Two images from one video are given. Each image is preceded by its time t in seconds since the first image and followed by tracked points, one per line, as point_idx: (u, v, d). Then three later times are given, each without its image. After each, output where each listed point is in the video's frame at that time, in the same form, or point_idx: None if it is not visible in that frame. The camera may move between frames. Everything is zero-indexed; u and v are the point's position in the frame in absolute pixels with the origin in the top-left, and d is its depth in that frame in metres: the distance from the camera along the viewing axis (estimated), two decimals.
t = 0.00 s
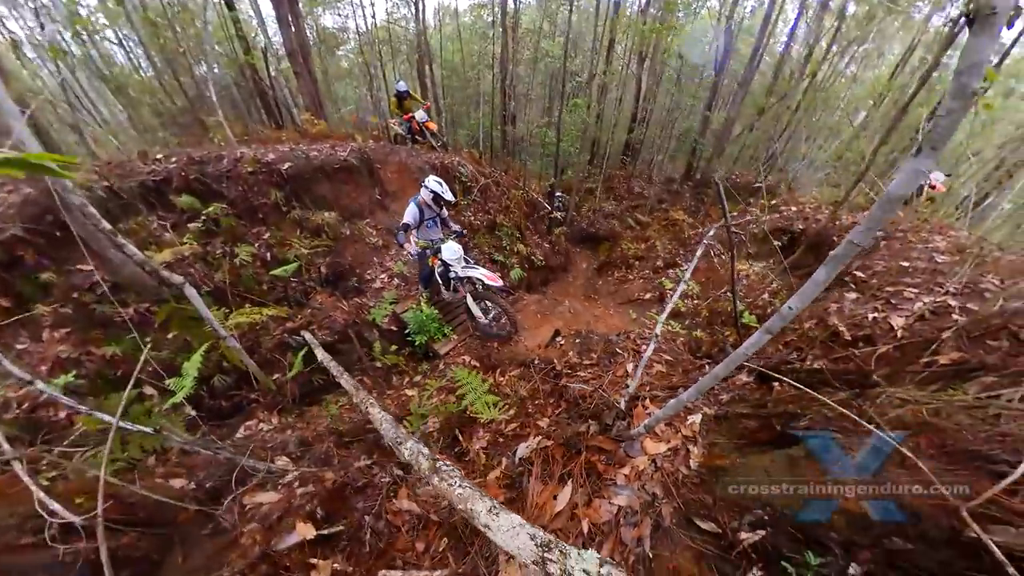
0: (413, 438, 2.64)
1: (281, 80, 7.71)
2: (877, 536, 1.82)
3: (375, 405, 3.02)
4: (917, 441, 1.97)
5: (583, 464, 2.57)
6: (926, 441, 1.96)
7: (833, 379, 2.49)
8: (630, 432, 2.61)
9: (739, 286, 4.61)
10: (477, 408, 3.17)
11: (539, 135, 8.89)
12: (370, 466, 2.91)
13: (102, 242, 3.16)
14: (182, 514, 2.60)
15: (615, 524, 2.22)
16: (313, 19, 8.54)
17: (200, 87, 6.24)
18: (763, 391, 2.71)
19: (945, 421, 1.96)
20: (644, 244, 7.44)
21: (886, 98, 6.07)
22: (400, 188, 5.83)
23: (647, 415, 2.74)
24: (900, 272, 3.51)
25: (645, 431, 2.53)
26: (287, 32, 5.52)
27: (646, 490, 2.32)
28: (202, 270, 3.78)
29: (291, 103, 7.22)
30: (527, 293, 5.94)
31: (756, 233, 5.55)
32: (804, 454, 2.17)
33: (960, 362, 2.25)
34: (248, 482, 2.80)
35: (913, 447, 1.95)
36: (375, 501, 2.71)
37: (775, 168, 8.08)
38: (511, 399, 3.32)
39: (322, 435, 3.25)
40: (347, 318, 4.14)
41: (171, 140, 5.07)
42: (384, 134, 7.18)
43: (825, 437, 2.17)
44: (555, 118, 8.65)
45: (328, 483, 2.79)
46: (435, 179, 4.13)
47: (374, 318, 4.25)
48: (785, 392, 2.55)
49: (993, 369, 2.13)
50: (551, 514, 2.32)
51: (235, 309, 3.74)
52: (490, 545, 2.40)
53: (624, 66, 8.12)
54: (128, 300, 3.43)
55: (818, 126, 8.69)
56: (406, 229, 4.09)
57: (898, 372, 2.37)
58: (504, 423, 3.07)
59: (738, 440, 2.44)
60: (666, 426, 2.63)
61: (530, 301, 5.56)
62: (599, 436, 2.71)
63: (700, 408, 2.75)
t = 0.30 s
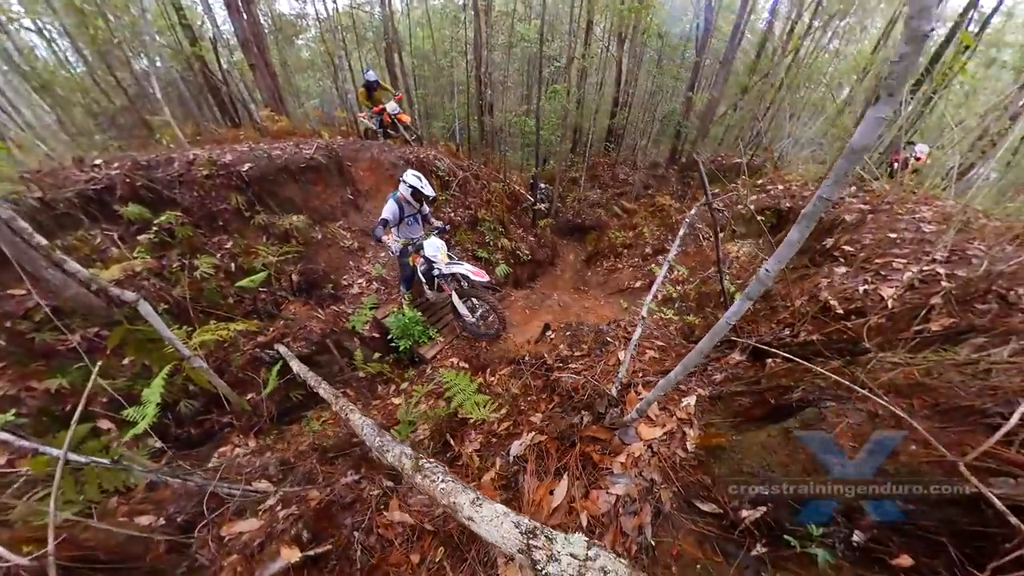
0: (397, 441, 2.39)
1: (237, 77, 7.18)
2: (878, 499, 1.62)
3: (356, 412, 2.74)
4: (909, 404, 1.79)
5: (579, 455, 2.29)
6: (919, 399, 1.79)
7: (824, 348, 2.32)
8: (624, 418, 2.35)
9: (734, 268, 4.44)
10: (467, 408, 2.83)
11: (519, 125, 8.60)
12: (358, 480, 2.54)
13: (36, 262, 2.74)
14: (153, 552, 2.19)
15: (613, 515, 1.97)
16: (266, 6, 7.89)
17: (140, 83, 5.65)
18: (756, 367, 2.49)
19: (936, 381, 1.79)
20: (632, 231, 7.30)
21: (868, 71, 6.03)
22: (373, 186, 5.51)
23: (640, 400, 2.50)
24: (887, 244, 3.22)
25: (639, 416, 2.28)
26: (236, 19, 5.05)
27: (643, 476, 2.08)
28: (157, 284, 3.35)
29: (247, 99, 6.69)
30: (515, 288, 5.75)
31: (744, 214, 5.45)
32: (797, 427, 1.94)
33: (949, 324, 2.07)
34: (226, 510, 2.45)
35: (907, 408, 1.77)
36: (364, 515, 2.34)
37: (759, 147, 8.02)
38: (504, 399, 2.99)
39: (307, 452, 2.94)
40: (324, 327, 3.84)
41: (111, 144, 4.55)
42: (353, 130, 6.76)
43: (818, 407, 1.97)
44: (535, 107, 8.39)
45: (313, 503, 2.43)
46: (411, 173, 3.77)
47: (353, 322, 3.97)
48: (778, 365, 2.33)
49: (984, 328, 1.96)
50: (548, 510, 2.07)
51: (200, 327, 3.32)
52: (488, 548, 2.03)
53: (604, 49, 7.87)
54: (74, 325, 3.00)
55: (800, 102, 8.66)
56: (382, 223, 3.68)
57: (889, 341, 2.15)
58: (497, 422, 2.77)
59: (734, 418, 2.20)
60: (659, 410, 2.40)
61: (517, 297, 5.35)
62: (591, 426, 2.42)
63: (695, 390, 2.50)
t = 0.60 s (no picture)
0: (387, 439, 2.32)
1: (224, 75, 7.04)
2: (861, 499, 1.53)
3: (348, 412, 2.67)
4: (893, 402, 1.68)
5: (569, 454, 2.23)
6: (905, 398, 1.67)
7: (814, 346, 2.23)
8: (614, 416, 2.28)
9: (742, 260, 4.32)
10: (460, 408, 2.78)
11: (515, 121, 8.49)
12: (352, 482, 2.47)
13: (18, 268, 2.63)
14: (147, 558, 2.06)
15: (601, 514, 1.91)
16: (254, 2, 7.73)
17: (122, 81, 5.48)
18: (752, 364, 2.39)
19: (924, 378, 1.68)
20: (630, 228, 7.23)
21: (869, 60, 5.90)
22: (366, 186, 5.44)
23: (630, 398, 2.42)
24: (887, 239, 3.13)
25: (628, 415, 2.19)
26: (222, 15, 4.93)
27: (632, 475, 2.00)
28: (146, 289, 3.26)
29: (235, 96, 6.55)
30: (513, 287, 5.68)
31: (742, 209, 5.37)
32: (787, 425, 1.83)
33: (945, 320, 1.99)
34: (221, 514, 2.35)
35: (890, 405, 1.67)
36: (359, 516, 2.27)
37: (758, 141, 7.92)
38: (497, 398, 2.97)
39: (301, 454, 2.81)
40: (318, 330, 3.72)
41: (95, 145, 4.43)
42: (345, 128, 6.66)
43: (805, 405, 1.86)
44: (531, 102, 8.27)
45: (308, 504, 2.35)
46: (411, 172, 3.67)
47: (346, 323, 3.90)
48: (769, 363, 2.25)
49: (981, 323, 1.87)
50: (538, 509, 2.02)
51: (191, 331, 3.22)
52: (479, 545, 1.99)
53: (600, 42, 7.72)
54: (61, 331, 2.91)
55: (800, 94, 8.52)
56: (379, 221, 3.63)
57: (885, 337, 2.08)
58: (491, 423, 2.72)
59: (724, 416, 2.10)
60: (649, 408, 2.32)
61: (514, 296, 5.29)
62: (582, 424, 2.36)
63: (687, 388, 2.41)
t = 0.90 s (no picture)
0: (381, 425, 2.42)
1: (237, 74, 7.18)
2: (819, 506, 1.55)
3: (349, 401, 2.77)
4: (861, 413, 1.67)
5: (553, 449, 2.29)
6: (874, 408, 1.67)
7: (794, 355, 2.22)
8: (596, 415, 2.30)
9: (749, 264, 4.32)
10: (455, 404, 2.83)
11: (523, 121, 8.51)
12: (352, 468, 2.57)
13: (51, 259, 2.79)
14: (160, 531, 2.19)
15: (578, 506, 1.95)
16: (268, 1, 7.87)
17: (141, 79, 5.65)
18: (738, 369, 2.37)
19: (893, 391, 1.68)
20: (635, 230, 7.22)
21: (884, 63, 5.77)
22: (374, 186, 5.56)
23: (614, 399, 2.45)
24: (892, 247, 3.10)
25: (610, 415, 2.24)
26: (237, 17, 5.07)
27: (610, 472, 2.04)
28: (165, 282, 3.40)
29: (249, 96, 6.70)
30: (515, 288, 5.73)
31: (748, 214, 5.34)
32: (757, 432, 1.84)
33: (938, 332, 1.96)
34: (229, 495, 2.45)
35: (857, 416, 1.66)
36: (356, 500, 2.39)
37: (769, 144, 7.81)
38: (493, 396, 3.03)
39: (303, 441, 2.90)
40: (324, 326, 3.84)
41: (115, 143, 4.60)
42: (355, 127, 6.78)
43: (776, 413, 1.86)
44: (539, 104, 8.27)
45: (309, 486, 2.47)
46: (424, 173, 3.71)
47: (352, 320, 4.01)
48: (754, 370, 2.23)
49: (973, 336, 1.86)
50: (521, 498, 2.10)
51: (203, 324, 3.35)
52: (464, 530, 2.08)
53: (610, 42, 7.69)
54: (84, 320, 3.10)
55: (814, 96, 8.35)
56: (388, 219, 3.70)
57: (877, 347, 2.03)
58: (485, 419, 2.80)
59: (703, 420, 2.11)
60: (632, 410, 2.37)
61: (516, 296, 5.34)
62: (567, 422, 2.41)
63: (672, 392, 2.44)
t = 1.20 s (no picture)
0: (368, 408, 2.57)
1: (250, 72, 7.34)
2: (792, 508, 1.52)
3: (342, 386, 2.87)
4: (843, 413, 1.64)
5: (537, 442, 2.32)
6: (856, 409, 1.64)
7: (780, 356, 2.21)
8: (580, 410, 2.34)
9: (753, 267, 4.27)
10: (447, 396, 2.92)
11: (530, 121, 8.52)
12: (346, 454, 2.64)
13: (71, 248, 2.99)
14: (162, 505, 2.26)
15: (556, 497, 2.00)
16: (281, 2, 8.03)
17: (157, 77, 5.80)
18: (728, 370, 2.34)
19: (877, 393, 1.65)
20: (640, 232, 7.16)
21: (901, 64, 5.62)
22: (380, 183, 5.64)
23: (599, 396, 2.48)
24: (901, 252, 3.03)
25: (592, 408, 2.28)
26: (250, 17, 5.19)
27: (588, 466, 2.07)
28: (176, 272, 3.51)
29: (261, 95, 6.85)
30: (518, 287, 5.75)
31: (755, 217, 5.26)
32: (735, 432, 1.83)
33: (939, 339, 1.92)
34: (228, 475, 2.51)
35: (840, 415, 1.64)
36: (347, 483, 2.46)
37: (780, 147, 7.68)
38: (487, 390, 3.06)
39: (303, 429, 2.97)
40: (327, 319, 3.90)
41: (132, 139, 4.76)
42: (363, 125, 6.87)
43: (756, 412, 1.85)
44: (546, 103, 8.27)
45: (304, 468, 2.54)
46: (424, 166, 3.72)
47: (356, 315, 4.08)
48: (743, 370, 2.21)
49: (976, 343, 1.81)
50: (500, 489, 2.14)
51: (212, 313, 3.45)
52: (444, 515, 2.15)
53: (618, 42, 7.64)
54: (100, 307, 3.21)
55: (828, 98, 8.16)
56: (393, 214, 3.74)
57: (876, 353, 1.99)
58: (477, 412, 2.82)
59: (686, 420, 2.10)
60: (616, 407, 2.38)
61: (517, 295, 5.34)
62: (551, 416, 2.44)
63: (660, 391, 2.43)
